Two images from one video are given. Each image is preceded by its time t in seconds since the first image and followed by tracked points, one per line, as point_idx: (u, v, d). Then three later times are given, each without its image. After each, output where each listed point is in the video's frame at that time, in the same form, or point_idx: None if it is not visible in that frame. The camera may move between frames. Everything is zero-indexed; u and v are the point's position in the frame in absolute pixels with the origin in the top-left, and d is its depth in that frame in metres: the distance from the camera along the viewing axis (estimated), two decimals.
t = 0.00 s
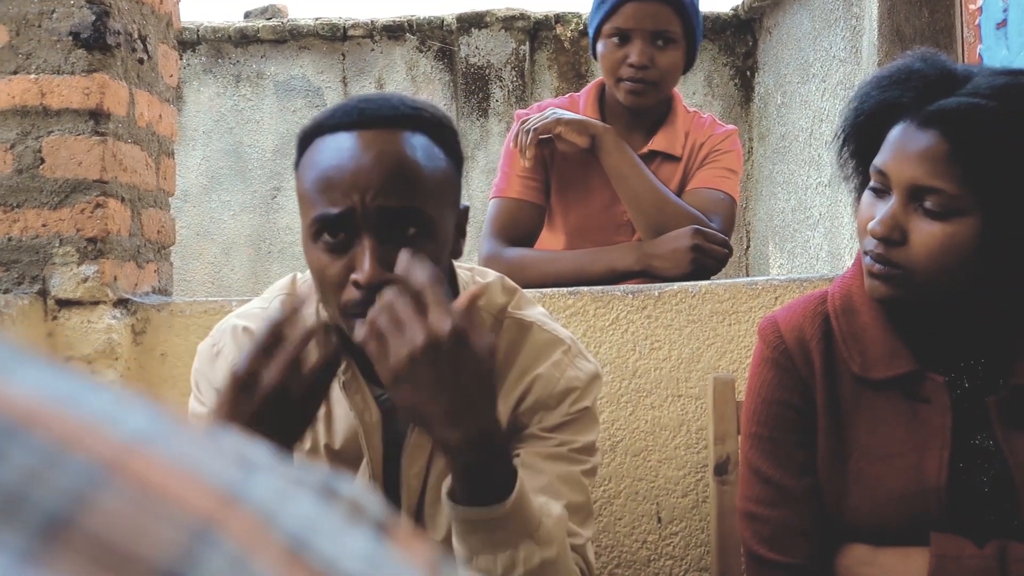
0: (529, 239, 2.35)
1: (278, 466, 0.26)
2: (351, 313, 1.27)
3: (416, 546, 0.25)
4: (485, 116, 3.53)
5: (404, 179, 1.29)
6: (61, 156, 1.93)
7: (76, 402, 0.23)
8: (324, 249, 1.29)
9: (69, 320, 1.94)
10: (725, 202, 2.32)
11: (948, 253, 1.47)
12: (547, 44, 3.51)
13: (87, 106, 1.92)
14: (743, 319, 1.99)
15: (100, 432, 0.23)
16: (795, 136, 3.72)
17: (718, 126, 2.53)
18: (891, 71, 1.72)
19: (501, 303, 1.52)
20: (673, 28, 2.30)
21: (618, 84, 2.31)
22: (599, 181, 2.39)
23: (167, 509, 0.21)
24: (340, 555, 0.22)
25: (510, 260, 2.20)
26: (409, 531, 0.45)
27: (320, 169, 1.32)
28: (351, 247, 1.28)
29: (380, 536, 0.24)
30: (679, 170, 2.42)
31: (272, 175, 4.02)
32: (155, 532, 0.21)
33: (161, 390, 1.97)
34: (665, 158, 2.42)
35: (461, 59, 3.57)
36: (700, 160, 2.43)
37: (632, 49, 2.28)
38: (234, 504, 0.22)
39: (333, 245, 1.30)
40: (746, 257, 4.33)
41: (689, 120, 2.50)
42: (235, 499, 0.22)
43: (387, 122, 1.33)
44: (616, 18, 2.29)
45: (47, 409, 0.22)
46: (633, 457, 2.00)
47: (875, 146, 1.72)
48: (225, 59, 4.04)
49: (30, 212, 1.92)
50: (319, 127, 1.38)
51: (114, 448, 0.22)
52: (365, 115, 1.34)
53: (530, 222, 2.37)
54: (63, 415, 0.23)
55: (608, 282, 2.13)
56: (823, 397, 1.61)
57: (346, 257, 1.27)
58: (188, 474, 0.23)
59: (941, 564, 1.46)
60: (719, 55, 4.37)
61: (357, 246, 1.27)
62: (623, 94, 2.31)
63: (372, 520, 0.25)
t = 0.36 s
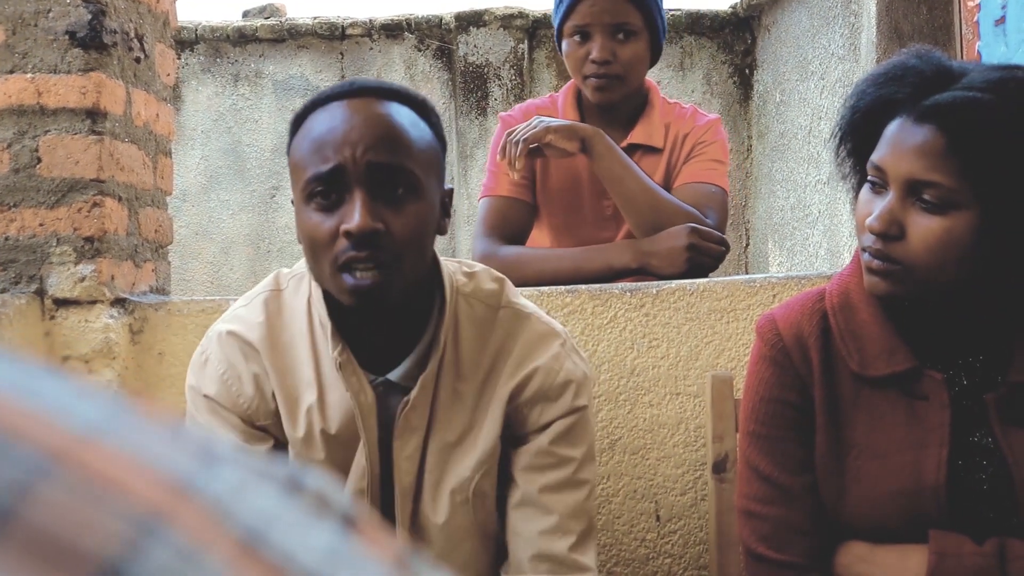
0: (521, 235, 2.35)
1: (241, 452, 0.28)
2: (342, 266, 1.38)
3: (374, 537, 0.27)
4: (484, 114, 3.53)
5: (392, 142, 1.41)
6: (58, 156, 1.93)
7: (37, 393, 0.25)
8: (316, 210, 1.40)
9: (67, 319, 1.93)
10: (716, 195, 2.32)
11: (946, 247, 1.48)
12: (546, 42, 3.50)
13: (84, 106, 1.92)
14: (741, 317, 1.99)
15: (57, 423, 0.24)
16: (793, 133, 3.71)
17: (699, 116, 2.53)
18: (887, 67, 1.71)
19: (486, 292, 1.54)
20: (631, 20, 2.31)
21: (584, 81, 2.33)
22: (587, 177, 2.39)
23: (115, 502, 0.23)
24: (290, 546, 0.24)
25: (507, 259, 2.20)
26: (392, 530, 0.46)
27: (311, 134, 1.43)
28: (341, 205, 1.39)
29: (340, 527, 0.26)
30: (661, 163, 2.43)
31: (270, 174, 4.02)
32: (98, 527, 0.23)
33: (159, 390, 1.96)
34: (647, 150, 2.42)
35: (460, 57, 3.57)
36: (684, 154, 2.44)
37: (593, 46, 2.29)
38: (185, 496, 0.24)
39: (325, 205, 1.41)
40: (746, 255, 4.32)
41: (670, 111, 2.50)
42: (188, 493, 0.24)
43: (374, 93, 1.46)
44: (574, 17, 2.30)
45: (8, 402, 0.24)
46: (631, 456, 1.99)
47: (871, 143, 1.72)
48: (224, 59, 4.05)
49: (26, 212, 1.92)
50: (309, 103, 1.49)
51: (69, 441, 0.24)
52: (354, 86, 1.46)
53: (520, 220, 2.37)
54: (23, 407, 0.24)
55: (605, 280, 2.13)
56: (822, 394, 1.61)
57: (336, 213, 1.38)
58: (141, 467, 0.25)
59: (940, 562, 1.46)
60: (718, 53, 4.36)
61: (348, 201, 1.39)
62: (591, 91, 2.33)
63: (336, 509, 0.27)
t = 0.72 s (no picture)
0: (518, 233, 2.35)
1: (202, 427, 0.25)
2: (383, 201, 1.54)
3: (351, 524, 0.25)
4: (484, 113, 3.52)
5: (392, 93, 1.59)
6: (56, 155, 1.92)
7: None
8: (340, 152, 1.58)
9: (66, 319, 1.93)
10: (712, 191, 2.32)
11: (940, 237, 1.47)
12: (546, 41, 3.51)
13: (83, 105, 1.92)
14: (741, 315, 1.99)
15: (9, 389, 0.22)
16: (793, 131, 3.71)
17: (690, 111, 2.52)
18: (882, 64, 1.70)
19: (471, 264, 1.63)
20: (619, 17, 2.30)
21: (573, 81, 2.32)
22: (583, 174, 2.39)
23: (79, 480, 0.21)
24: (270, 535, 0.22)
25: (507, 256, 2.20)
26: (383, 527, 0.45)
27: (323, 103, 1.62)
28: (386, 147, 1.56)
29: (319, 512, 0.24)
30: (653, 159, 2.43)
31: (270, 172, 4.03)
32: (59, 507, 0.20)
33: (159, 389, 1.95)
34: (640, 147, 2.42)
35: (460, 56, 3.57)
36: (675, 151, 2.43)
37: (582, 44, 2.29)
38: (153, 477, 0.22)
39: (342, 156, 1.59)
40: (747, 253, 4.32)
41: (660, 107, 2.50)
42: (155, 474, 0.22)
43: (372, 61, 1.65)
44: (561, 16, 2.30)
45: None
46: (631, 454, 1.99)
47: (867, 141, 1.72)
48: (224, 58, 4.04)
49: (25, 211, 1.92)
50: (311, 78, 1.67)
51: (24, 408, 0.21)
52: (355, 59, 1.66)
53: (516, 219, 2.37)
54: None
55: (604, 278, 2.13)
56: (822, 391, 1.61)
57: (351, 161, 1.56)
58: (106, 443, 0.22)
59: (941, 559, 1.46)
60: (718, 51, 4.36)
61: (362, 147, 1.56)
62: (581, 91, 2.32)
63: (313, 493, 0.25)
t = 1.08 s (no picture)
0: (518, 234, 2.34)
1: (189, 440, 0.26)
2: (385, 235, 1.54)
3: (335, 539, 0.25)
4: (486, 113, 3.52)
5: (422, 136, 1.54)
6: (58, 156, 1.93)
7: None
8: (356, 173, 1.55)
9: (67, 320, 1.93)
10: (714, 192, 2.32)
11: (925, 233, 1.48)
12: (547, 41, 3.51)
13: (84, 107, 1.92)
14: (743, 315, 1.98)
15: None
16: (795, 131, 3.71)
17: (692, 114, 2.53)
18: (868, 70, 1.75)
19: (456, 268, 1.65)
20: (623, 19, 2.30)
21: (578, 81, 2.32)
22: (584, 174, 2.39)
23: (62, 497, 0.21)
24: (253, 550, 0.22)
25: (507, 257, 2.20)
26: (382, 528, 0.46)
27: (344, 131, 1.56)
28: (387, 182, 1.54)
29: (305, 524, 0.24)
30: (655, 160, 2.43)
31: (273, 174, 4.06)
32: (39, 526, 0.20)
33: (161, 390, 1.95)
34: (642, 148, 2.42)
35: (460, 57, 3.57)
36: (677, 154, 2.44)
37: (587, 44, 2.29)
38: (139, 494, 0.22)
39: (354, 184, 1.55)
40: (749, 253, 4.32)
41: (662, 109, 2.50)
42: (139, 491, 0.22)
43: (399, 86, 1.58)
44: (568, 15, 2.29)
45: None
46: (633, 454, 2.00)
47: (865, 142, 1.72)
48: (226, 59, 4.04)
49: (27, 213, 1.92)
50: (326, 95, 1.60)
51: (7, 418, 0.22)
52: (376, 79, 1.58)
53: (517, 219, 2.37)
54: None
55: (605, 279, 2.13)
56: (823, 391, 1.61)
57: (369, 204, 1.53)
58: (91, 461, 0.22)
59: (941, 559, 1.46)
60: (720, 51, 4.36)
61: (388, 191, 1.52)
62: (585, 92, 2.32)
63: (299, 504, 0.25)
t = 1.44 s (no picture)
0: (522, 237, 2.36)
1: (216, 445, 0.26)
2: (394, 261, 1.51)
3: (359, 538, 0.25)
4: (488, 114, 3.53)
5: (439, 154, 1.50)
6: (62, 158, 1.93)
7: None
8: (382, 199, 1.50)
9: (72, 321, 1.94)
10: (718, 194, 2.32)
11: (930, 235, 1.49)
12: (549, 42, 3.52)
13: (88, 108, 1.93)
14: (746, 316, 1.99)
15: (25, 418, 0.23)
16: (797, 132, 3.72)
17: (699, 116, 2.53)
18: (872, 70, 1.75)
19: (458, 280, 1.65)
20: (638, 23, 2.30)
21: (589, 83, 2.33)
22: (589, 179, 2.39)
23: (91, 509, 0.21)
24: (277, 552, 0.22)
25: (510, 259, 2.21)
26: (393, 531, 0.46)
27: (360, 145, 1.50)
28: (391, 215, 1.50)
29: (324, 530, 0.24)
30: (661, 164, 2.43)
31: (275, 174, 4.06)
32: (73, 535, 0.21)
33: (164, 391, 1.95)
34: (646, 151, 2.42)
35: (463, 58, 3.57)
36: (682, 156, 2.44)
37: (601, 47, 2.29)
38: (166, 503, 0.22)
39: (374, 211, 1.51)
40: (750, 253, 4.32)
41: (669, 112, 2.51)
42: (169, 499, 0.23)
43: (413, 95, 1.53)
44: (583, 17, 2.29)
45: None
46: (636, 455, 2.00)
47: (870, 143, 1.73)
48: (228, 61, 4.07)
49: (31, 214, 1.93)
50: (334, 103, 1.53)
51: (36, 435, 0.22)
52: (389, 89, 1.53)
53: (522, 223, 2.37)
54: None
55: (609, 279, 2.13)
56: (826, 392, 1.62)
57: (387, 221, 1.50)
58: (113, 469, 0.23)
59: (945, 559, 1.46)
60: (721, 51, 4.37)
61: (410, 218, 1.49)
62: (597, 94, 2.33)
63: (319, 511, 0.25)
